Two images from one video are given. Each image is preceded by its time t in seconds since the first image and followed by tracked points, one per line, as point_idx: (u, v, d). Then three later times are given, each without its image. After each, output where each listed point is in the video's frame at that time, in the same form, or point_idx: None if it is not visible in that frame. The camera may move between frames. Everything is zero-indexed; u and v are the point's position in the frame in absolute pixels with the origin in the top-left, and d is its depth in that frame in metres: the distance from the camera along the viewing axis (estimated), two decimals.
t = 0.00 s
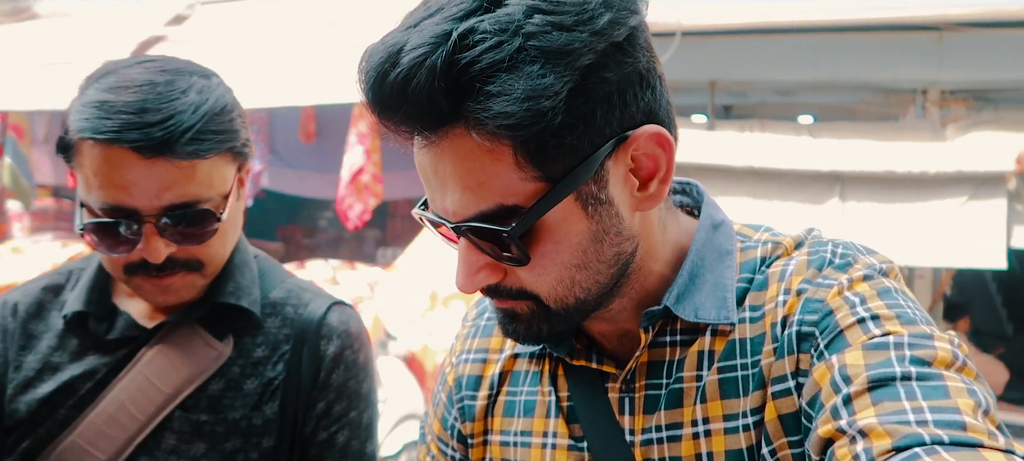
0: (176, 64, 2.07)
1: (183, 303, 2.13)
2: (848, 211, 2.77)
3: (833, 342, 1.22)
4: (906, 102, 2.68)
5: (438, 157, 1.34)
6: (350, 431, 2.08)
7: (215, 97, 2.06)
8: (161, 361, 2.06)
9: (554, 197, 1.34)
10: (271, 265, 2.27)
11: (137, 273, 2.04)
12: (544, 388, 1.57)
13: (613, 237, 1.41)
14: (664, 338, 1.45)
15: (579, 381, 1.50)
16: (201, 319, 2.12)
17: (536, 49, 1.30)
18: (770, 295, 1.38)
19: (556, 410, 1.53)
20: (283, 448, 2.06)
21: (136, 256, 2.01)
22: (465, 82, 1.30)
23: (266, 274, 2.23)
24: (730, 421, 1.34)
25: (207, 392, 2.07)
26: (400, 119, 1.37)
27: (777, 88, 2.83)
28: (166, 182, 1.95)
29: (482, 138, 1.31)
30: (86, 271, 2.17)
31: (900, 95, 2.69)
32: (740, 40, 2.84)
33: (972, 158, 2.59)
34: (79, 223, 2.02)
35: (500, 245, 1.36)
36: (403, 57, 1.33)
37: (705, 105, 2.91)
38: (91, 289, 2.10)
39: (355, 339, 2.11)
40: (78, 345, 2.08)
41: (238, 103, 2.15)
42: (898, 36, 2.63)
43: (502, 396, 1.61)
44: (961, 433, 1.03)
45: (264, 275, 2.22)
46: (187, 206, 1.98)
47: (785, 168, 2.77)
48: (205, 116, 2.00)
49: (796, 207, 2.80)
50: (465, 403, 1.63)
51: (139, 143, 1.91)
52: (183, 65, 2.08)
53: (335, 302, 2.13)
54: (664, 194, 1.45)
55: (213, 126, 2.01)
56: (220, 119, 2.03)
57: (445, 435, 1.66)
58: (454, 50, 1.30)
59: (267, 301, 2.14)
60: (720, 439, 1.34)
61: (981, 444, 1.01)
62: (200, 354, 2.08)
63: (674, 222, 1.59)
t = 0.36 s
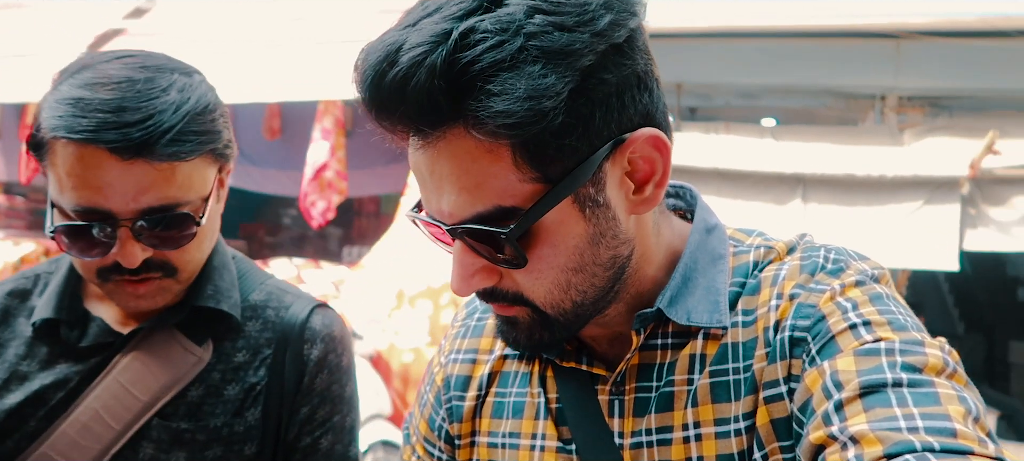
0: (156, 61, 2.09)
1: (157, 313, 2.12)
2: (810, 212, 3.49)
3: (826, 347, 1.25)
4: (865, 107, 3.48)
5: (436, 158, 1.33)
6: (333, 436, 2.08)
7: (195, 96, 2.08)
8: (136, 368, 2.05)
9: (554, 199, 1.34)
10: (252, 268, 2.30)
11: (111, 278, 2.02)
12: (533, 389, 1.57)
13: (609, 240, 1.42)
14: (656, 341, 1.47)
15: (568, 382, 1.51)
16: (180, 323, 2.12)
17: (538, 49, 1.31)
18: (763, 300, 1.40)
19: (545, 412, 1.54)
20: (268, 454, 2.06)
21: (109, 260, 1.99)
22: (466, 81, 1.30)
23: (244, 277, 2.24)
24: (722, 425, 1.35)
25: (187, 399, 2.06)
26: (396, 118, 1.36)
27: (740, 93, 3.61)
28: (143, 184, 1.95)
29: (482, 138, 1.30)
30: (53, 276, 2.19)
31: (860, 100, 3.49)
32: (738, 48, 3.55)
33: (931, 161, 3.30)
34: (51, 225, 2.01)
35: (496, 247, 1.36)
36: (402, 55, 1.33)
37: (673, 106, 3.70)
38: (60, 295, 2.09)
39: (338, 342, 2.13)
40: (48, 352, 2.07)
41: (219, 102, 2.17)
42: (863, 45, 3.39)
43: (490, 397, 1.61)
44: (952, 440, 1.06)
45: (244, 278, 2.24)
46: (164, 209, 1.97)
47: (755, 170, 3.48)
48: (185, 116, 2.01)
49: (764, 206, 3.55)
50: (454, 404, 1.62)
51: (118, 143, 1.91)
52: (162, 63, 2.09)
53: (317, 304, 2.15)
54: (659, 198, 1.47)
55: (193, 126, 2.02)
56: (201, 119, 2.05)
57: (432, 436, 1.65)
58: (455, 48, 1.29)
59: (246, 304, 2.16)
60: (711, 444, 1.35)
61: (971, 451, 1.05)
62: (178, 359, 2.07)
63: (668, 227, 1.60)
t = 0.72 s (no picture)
0: (150, 75, 2.11)
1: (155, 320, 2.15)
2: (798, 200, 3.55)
3: (803, 343, 1.27)
4: (849, 95, 3.50)
5: (418, 164, 1.33)
6: (330, 439, 2.10)
7: (190, 109, 2.09)
8: (132, 376, 2.07)
9: (537, 201, 1.35)
10: (244, 276, 2.32)
11: (104, 285, 2.03)
12: (518, 390, 1.59)
13: (593, 241, 1.43)
14: (637, 340, 1.48)
15: (553, 383, 1.53)
16: (176, 332, 2.14)
17: (518, 53, 1.31)
18: (742, 297, 1.42)
19: (531, 412, 1.55)
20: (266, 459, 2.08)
21: (104, 270, 1.99)
22: (447, 86, 1.30)
23: (237, 284, 2.27)
24: (703, 422, 1.37)
25: (184, 406, 2.08)
26: (378, 126, 1.36)
27: (727, 84, 3.63)
28: (140, 196, 1.96)
29: (464, 143, 1.31)
30: (44, 288, 2.22)
31: (845, 88, 3.50)
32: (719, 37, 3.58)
33: (915, 147, 3.33)
34: (45, 236, 2.02)
35: (480, 251, 1.36)
36: (382, 63, 1.33)
37: (658, 99, 3.73)
38: (54, 306, 2.11)
39: (332, 348, 2.15)
40: (41, 363, 2.09)
41: (214, 115, 2.19)
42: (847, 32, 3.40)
43: (476, 399, 1.62)
44: (924, 431, 1.08)
45: (237, 286, 2.26)
46: (162, 220, 1.98)
47: (742, 160, 3.55)
48: (181, 129, 2.02)
49: (753, 195, 3.60)
50: (440, 406, 1.63)
51: (115, 158, 1.91)
52: (156, 77, 2.11)
53: (310, 311, 2.18)
54: (640, 198, 1.48)
55: (189, 139, 2.03)
56: (197, 132, 2.06)
57: (419, 439, 1.66)
58: (435, 54, 1.30)
59: (241, 312, 2.18)
60: (693, 440, 1.37)
61: (942, 441, 1.07)
62: (175, 368, 2.09)
63: (648, 227, 1.62)
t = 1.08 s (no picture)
0: (150, 76, 2.14)
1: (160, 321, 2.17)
2: (807, 202, 3.50)
3: (807, 340, 1.27)
4: (860, 97, 3.54)
5: (419, 161, 1.34)
6: (335, 442, 2.11)
7: (190, 111, 2.12)
8: (140, 377, 2.09)
9: (539, 199, 1.36)
10: (253, 278, 2.34)
11: (110, 287, 2.04)
12: (523, 388, 1.59)
13: (593, 240, 1.43)
14: (641, 338, 1.48)
15: (557, 381, 1.53)
16: (182, 333, 2.15)
17: (519, 50, 1.32)
18: (745, 294, 1.42)
19: (535, 410, 1.55)
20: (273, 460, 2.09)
21: (109, 271, 2.00)
22: (449, 83, 1.31)
23: (245, 285, 2.29)
24: (707, 419, 1.37)
25: (191, 408, 2.11)
26: (380, 122, 1.37)
27: (735, 87, 3.69)
28: (140, 197, 1.97)
29: (466, 140, 1.31)
30: (55, 289, 2.25)
31: (854, 91, 3.55)
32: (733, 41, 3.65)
33: (926, 148, 3.28)
34: (51, 238, 2.04)
35: (481, 248, 1.37)
36: (385, 59, 1.35)
37: (666, 104, 3.79)
38: (63, 307, 2.13)
39: (338, 350, 2.16)
40: (51, 364, 2.11)
41: (215, 116, 2.21)
42: (854, 33, 3.46)
43: (481, 397, 1.62)
44: (928, 427, 1.07)
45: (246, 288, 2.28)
46: (163, 221, 2.00)
47: (750, 163, 3.51)
48: (180, 130, 2.04)
49: (763, 199, 3.55)
50: (444, 403, 1.63)
51: (114, 159, 1.93)
52: (156, 79, 2.14)
53: (317, 313, 2.19)
54: (641, 198, 1.48)
55: (188, 140, 2.05)
56: (197, 133, 2.08)
57: (422, 435, 1.67)
58: (437, 51, 1.31)
59: (248, 314, 2.20)
60: (697, 437, 1.37)
61: (947, 437, 1.06)
62: (182, 368, 2.11)
63: (651, 226, 1.62)
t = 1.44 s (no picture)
0: (147, 77, 2.13)
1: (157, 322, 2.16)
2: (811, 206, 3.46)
3: (806, 344, 1.26)
4: (863, 102, 3.54)
5: (421, 160, 1.34)
6: (333, 444, 2.10)
7: (187, 112, 2.11)
8: (137, 377, 2.09)
9: (540, 199, 1.35)
10: (253, 279, 2.34)
11: (107, 289, 2.04)
12: (519, 389, 1.59)
13: (593, 241, 1.43)
14: (639, 340, 1.47)
15: (554, 383, 1.52)
16: (180, 333, 2.15)
17: (525, 49, 1.31)
18: (744, 297, 1.41)
19: (532, 412, 1.55)
20: None
21: (105, 273, 2.01)
22: (453, 82, 1.30)
23: (244, 286, 2.29)
24: (705, 422, 1.36)
25: (188, 408, 2.11)
26: (383, 120, 1.37)
27: (739, 91, 3.69)
28: (135, 198, 1.97)
29: (469, 140, 1.31)
30: (55, 287, 2.25)
31: (858, 96, 3.56)
32: (740, 45, 3.64)
33: (928, 153, 3.26)
34: (47, 238, 2.05)
35: (479, 247, 1.36)
36: (389, 57, 1.34)
37: (670, 106, 3.79)
38: (62, 305, 2.14)
39: (336, 351, 2.16)
40: (49, 361, 2.11)
41: (212, 116, 2.20)
42: (855, 39, 3.49)
43: (477, 398, 1.62)
44: (929, 433, 1.06)
45: (246, 289, 2.28)
46: (158, 223, 1.99)
47: (753, 167, 3.47)
48: (176, 132, 2.03)
49: (766, 203, 3.52)
50: (440, 404, 1.63)
51: (107, 161, 1.92)
52: (154, 79, 2.13)
53: (315, 316, 2.19)
54: (643, 200, 1.47)
55: (184, 141, 2.03)
56: (193, 134, 2.07)
57: (417, 435, 1.65)
58: (442, 50, 1.30)
59: (246, 314, 2.20)
60: (695, 441, 1.36)
61: (948, 444, 1.05)
62: (179, 368, 2.11)
63: (650, 227, 1.62)
